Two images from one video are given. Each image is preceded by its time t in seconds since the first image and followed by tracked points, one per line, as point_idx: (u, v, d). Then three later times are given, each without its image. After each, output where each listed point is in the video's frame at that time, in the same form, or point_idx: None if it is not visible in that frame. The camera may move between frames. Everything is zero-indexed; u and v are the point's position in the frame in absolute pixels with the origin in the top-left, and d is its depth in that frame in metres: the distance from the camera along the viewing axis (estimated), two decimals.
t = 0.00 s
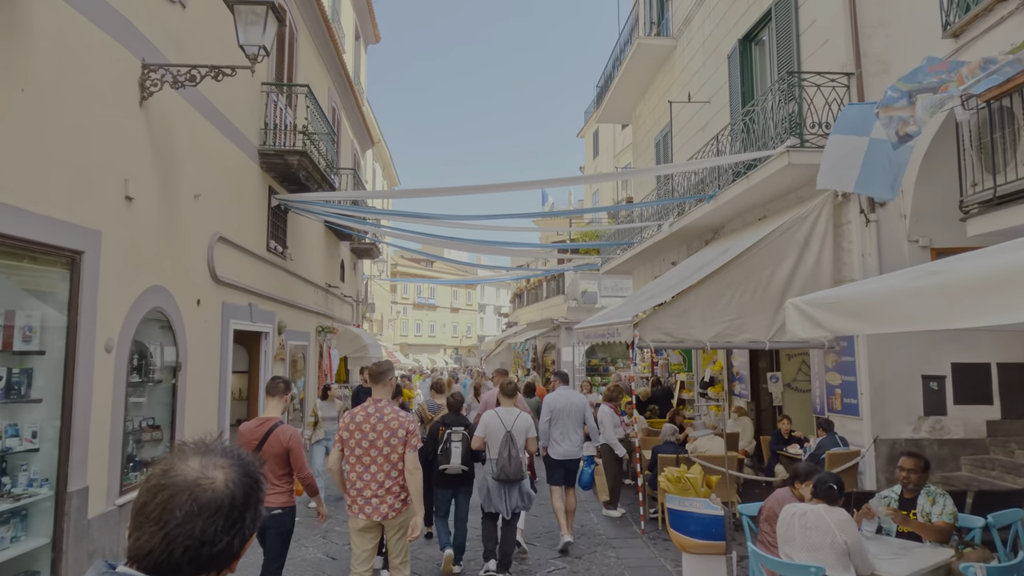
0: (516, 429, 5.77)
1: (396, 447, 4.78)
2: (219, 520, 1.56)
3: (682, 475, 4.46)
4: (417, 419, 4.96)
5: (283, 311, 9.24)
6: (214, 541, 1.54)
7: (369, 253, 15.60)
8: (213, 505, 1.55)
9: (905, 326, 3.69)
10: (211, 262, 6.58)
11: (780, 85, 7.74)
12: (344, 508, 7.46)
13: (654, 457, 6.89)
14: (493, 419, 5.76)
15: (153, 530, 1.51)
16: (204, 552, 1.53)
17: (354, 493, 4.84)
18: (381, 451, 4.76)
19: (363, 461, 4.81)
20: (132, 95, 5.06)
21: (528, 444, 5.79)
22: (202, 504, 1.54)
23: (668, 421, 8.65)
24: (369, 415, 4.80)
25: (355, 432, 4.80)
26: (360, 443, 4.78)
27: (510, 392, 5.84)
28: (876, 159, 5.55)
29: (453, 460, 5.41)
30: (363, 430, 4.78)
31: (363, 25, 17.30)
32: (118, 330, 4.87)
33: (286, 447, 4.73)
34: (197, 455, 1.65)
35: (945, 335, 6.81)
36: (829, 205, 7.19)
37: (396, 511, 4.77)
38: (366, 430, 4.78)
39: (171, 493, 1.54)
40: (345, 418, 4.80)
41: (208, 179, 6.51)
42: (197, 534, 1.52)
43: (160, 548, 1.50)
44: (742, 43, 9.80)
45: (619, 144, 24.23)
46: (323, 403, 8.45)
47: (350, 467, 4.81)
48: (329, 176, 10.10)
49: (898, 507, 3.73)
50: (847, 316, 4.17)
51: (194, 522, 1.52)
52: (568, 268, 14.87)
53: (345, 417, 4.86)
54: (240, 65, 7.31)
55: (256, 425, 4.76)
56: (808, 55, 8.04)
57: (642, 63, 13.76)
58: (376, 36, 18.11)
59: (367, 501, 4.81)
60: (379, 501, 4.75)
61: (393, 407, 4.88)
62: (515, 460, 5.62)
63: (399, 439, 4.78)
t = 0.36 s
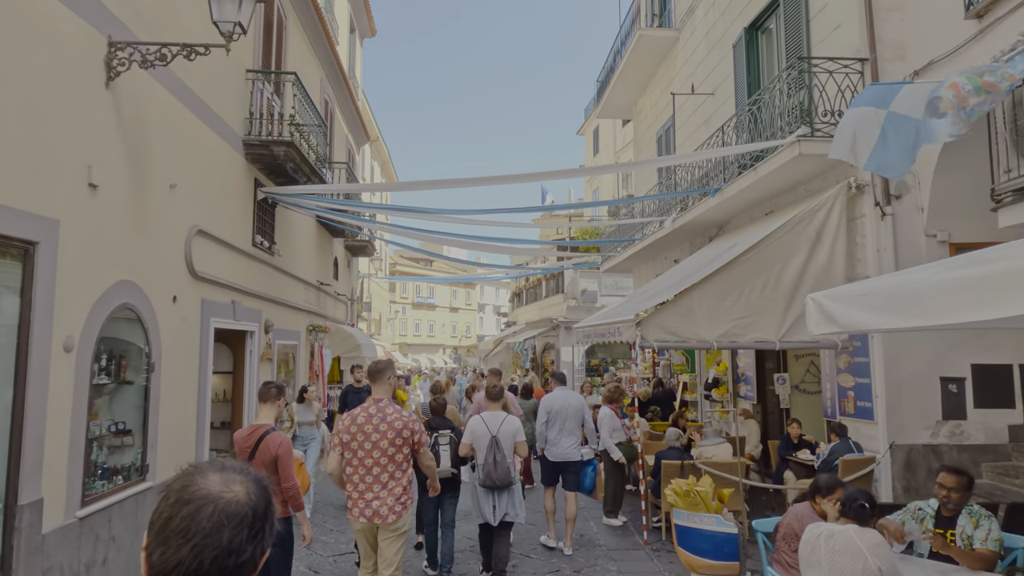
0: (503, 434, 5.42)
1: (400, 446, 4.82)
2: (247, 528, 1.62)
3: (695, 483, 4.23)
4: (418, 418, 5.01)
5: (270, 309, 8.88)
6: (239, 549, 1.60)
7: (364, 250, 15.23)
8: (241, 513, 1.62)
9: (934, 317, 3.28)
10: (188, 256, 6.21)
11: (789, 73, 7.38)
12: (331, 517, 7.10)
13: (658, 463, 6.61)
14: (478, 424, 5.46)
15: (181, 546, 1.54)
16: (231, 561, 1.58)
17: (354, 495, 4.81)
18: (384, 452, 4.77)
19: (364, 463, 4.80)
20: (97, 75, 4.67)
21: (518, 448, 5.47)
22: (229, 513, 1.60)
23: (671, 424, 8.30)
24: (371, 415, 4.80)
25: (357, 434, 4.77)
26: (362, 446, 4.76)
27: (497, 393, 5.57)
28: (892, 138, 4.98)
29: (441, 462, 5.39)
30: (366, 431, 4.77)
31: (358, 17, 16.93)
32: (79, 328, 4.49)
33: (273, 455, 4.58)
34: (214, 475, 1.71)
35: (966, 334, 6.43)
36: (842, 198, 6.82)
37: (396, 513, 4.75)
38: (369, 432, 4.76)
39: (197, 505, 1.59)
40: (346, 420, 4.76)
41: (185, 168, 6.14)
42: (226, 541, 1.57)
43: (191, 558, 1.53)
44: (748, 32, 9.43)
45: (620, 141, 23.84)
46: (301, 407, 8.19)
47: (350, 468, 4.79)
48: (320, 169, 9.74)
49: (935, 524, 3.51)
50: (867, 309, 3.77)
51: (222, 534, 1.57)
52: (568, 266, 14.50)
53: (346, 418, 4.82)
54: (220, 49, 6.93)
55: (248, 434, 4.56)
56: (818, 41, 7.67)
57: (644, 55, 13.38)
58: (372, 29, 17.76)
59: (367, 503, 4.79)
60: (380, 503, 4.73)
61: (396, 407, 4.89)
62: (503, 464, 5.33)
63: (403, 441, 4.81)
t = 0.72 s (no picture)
0: (485, 430, 5.30)
1: (381, 443, 4.42)
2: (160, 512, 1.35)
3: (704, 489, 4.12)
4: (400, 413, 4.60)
5: (255, 303, 8.50)
6: (129, 549, 1.30)
7: (358, 245, 14.86)
8: (151, 495, 1.35)
9: (975, 300, 2.88)
10: (162, 244, 5.84)
11: (798, 54, 7.01)
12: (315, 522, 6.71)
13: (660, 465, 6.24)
14: (461, 419, 5.37)
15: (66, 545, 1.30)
16: (120, 564, 1.30)
17: (335, 494, 4.45)
18: (362, 449, 4.38)
19: (345, 461, 4.43)
20: (53, 43, 4.28)
21: (501, 445, 5.36)
22: (116, 509, 1.31)
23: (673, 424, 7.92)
24: (350, 412, 4.42)
25: (337, 432, 4.41)
26: (342, 444, 4.39)
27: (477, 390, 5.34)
28: (921, 100, 4.59)
29: (420, 460, 5.09)
30: (344, 428, 4.40)
31: (354, 8, 16.59)
32: (28, 319, 4.10)
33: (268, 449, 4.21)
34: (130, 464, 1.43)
35: (988, 328, 6.05)
36: (856, 185, 6.43)
37: (379, 511, 4.40)
38: (350, 429, 4.38)
39: (86, 500, 1.33)
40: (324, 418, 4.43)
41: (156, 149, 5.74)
42: (111, 542, 1.29)
43: (74, 561, 1.29)
44: (754, 15, 9.05)
45: (620, 136, 23.48)
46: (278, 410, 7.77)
47: (331, 467, 4.43)
48: (308, 157, 9.37)
49: (979, 537, 3.31)
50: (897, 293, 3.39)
51: (103, 532, 1.30)
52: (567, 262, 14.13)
53: (327, 416, 4.48)
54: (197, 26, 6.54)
55: (242, 424, 4.33)
56: (830, 20, 7.29)
57: (645, 44, 13.00)
58: (368, 20, 17.43)
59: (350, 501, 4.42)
60: (362, 501, 4.36)
61: (376, 403, 4.51)
62: (483, 462, 5.19)
63: (383, 436, 4.41)
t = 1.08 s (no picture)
0: (477, 438, 4.91)
1: (366, 445, 4.00)
2: None
3: (719, 508, 3.82)
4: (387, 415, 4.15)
5: (238, 301, 8.09)
6: None
7: (352, 242, 14.47)
8: None
9: None
10: (130, 237, 5.43)
11: (809, 37, 6.62)
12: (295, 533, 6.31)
13: (664, 474, 5.85)
14: (451, 426, 4.93)
15: None
16: None
17: (320, 501, 4.04)
18: (350, 451, 4.00)
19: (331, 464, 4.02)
20: None
21: (490, 454, 4.98)
22: None
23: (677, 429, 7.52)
24: (336, 413, 4.05)
25: (323, 436, 4.04)
26: (330, 445, 4.01)
27: (468, 394, 4.96)
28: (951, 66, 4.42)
29: (404, 467, 4.71)
30: (330, 431, 4.02)
31: None
32: None
33: (272, 453, 4.09)
34: None
35: (1015, 328, 5.65)
36: (874, 175, 6.02)
37: (370, 511, 3.99)
38: (335, 430, 4.01)
39: None
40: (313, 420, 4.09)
41: (121, 134, 5.33)
42: None
43: None
44: None
45: (621, 132, 23.06)
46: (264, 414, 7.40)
47: (318, 472, 4.05)
48: (295, 148, 8.98)
49: None
50: (981, 287, 3.08)
51: None
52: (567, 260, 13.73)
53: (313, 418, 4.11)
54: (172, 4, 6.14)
55: (240, 428, 4.20)
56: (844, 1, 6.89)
57: (647, 34, 12.60)
58: (362, 12, 17.02)
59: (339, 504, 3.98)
60: (351, 505, 3.94)
61: (363, 403, 4.12)
62: (474, 470, 4.80)
63: (367, 437, 3.99)
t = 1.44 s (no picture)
0: (474, 437, 4.53)
1: (382, 449, 3.87)
2: None
3: (750, 528, 3.41)
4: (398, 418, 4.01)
5: (223, 296, 7.70)
6: None
7: (347, 238, 14.09)
8: None
9: None
10: (99, 225, 5.04)
11: (826, 15, 6.24)
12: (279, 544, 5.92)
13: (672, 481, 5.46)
14: (444, 423, 4.56)
15: None
16: None
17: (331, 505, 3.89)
18: (363, 454, 3.84)
19: (342, 468, 3.85)
20: None
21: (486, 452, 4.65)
22: None
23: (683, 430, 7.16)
24: (348, 415, 3.86)
25: (333, 437, 3.85)
26: (340, 449, 3.84)
27: (464, 391, 4.57)
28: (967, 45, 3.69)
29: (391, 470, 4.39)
30: (342, 434, 3.84)
31: None
32: None
33: (271, 456, 3.78)
34: None
35: None
36: (898, 161, 5.62)
37: (382, 518, 3.84)
38: (347, 433, 3.83)
39: None
40: (320, 421, 3.90)
41: (86, 113, 4.93)
42: None
43: None
44: None
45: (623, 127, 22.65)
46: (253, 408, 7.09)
47: (328, 476, 3.87)
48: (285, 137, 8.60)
49: None
50: None
51: None
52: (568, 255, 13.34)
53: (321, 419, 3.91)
54: None
55: (233, 430, 3.84)
56: None
57: (651, 22, 12.20)
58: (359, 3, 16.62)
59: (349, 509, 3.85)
60: (363, 510, 3.81)
61: (376, 406, 3.95)
62: (473, 470, 4.43)
63: (383, 441, 3.85)
